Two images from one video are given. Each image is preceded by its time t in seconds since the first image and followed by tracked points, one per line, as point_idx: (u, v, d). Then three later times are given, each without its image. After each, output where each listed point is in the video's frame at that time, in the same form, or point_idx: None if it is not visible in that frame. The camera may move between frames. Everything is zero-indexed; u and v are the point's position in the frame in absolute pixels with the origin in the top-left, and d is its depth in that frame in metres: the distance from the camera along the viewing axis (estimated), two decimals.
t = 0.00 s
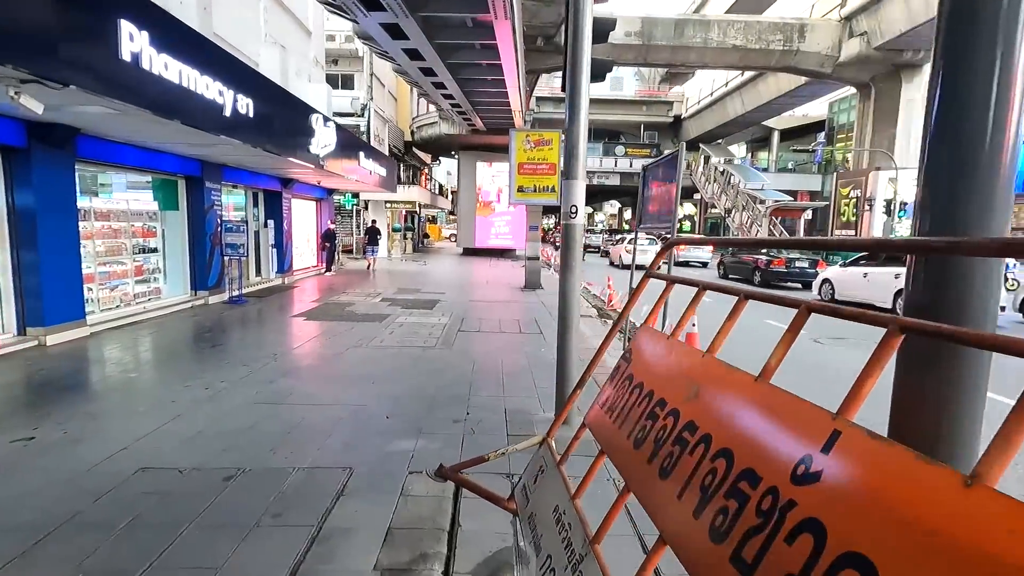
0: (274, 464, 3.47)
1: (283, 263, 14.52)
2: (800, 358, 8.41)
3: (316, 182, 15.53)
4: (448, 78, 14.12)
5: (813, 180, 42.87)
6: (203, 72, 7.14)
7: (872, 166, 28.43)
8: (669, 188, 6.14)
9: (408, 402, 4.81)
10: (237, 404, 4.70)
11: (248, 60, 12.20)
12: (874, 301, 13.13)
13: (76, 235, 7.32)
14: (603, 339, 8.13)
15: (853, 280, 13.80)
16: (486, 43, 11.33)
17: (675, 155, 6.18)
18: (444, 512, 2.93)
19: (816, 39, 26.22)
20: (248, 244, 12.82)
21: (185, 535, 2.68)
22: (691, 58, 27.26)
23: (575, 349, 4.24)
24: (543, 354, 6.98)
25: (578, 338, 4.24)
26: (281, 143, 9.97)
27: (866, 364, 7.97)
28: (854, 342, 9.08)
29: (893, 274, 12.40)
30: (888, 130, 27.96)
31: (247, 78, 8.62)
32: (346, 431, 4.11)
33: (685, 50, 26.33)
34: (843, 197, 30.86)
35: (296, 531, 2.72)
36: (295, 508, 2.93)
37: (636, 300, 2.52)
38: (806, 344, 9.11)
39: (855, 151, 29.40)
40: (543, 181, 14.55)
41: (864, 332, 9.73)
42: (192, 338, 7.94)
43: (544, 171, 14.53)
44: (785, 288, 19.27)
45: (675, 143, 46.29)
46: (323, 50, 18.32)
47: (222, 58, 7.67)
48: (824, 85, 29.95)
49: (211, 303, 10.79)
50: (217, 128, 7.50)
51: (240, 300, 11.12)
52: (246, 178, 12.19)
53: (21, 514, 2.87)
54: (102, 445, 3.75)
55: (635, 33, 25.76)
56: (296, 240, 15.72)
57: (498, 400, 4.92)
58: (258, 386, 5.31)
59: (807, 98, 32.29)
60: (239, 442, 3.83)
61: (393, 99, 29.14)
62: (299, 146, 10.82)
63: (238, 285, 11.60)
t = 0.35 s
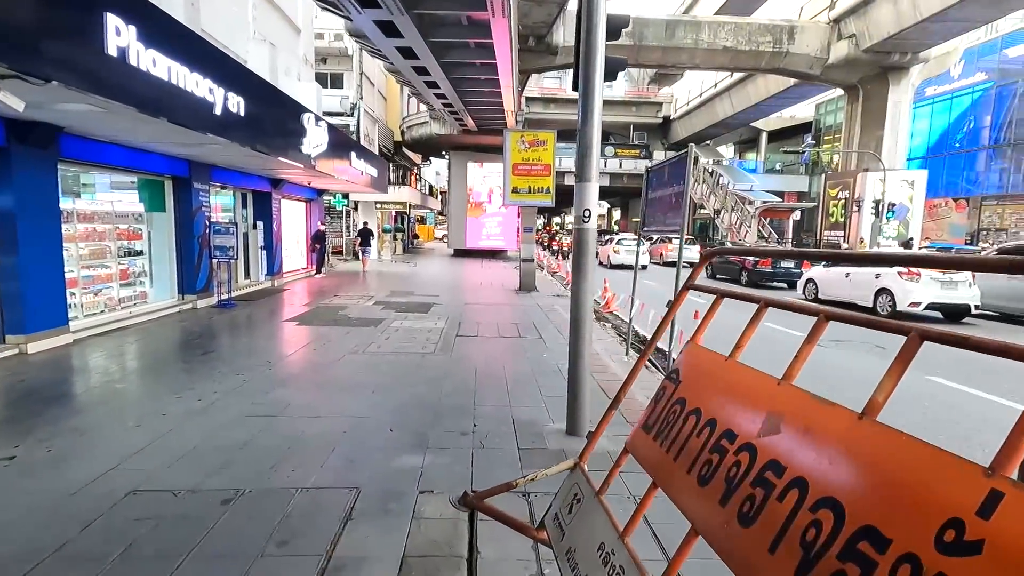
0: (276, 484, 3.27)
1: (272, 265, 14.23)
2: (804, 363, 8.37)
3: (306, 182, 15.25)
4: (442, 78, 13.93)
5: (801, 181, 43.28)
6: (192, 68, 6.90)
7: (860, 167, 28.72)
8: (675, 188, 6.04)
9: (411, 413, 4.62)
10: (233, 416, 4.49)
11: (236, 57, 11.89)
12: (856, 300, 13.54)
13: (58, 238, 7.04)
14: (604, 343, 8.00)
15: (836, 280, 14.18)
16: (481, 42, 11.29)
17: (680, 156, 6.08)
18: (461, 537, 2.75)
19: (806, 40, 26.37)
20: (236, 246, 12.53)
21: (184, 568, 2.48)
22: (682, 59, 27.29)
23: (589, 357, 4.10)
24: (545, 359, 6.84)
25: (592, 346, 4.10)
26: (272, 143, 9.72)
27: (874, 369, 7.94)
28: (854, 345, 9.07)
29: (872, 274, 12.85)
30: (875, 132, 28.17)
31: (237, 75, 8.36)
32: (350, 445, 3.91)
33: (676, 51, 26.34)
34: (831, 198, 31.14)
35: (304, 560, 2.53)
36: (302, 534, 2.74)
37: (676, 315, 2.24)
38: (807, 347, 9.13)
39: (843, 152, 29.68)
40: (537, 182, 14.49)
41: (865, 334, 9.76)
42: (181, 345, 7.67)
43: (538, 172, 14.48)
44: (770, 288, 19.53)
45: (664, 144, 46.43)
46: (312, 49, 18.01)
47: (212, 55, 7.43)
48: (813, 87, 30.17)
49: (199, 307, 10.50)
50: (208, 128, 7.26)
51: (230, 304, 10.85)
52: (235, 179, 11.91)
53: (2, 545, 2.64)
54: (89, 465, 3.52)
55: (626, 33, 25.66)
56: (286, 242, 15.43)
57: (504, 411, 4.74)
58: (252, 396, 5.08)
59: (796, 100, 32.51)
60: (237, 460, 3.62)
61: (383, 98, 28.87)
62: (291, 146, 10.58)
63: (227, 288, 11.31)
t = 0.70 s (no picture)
0: (259, 504, 3.00)
1: (253, 264, 13.82)
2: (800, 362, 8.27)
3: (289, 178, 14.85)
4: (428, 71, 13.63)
5: (784, 180, 43.74)
6: (167, 56, 6.55)
7: (843, 167, 29.08)
8: (675, 185, 5.84)
9: (404, 420, 4.37)
10: (214, 426, 4.20)
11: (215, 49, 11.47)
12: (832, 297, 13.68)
13: (25, 236, 6.64)
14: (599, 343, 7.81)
15: (813, 277, 14.49)
16: (468, 34, 11.02)
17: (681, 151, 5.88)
18: (464, 564, 2.50)
19: (790, 40, 26.50)
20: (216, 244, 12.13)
21: None
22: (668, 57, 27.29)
23: (593, 360, 3.89)
24: (541, 361, 6.63)
25: (596, 348, 3.89)
26: (254, 138, 9.37)
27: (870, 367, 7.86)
28: (849, 344, 9.01)
29: (848, 270, 12.94)
30: (859, 132, 28.42)
31: (216, 65, 8.02)
32: (341, 457, 3.66)
33: (663, 49, 26.25)
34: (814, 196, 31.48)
35: None
36: (290, 562, 2.49)
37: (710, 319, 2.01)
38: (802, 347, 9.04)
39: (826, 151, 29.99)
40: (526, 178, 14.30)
41: (857, 333, 9.70)
42: (157, 348, 7.30)
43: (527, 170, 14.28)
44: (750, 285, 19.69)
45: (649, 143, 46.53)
46: (294, 41, 17.54)
47: (188, 42, 7.05)
48: (796, 86, 30.38)
49: (177, 308, 10.10)
50: (184, 119, 6.90)
51: (209, 305, 10.47)
52: (215, 175, 11.51)
53: None
54: (51, 485, 3.20)
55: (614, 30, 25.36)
56: (268, 240, 15.04)
57: (502, 417, 4.52)
58: (234, 403, 4.78)
59: (779, 99, 32.73)
60: (217, 477, 3.33)
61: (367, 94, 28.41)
62: (273, 141, 10.22)
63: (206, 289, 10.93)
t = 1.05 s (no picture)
0: (224, 545, 2.64)
1: (225, 266, 13.24)
2: (792, 365, 8.12)
3: (262, 177, 14.27)
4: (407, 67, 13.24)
5: (761, 181, 44.31)
6: (126, 43, 6.08)
7: (820, 168, 29.40)
8: (671, 184, 5.58)
9: (387, 439, 4.02)
10: (173, 450, 3.78)
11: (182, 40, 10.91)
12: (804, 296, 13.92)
13: None
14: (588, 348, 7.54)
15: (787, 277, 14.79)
16: (450, 29, 11.24)
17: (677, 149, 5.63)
18: None
19: (769, 41, 26.68)
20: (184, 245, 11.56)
21: None
22: (649, 57, 27.24)
23: (592, 373, 3.60)
24: (530, 369, 6.32)
25: (596, 360, 3.61)
26: (225, 134, 8.92)
27: (863, 370, 7.74)
28: (838, 346, 8.94)
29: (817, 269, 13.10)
30: (835, 133, 28.79)
31: (182, 55, 7.55)
32: (317, 485, 3.30)
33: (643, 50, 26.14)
34: (792, 197, 31.79)
35: None
36: None
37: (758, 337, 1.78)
38: (792, 349, 8.92)
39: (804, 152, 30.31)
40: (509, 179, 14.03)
41: (846, 334, 9.63)
42: (118, 358, 6.79)
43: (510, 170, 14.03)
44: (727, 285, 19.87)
45: (628, 143, 46.63)
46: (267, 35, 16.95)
47: (152, 29, 6.59)
48: (774, 88, 30.65)
49: (142, 313, 9.54)
50: (147, 112, 6.44)
51: (177, 310, 9.93)
52: (183, 173, 10.97)
53: None
54: None
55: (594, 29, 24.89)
56: (240, 241, 14.46)
57: (492, 432, 4.20)
58: (199, 421, 4.38)
59: (757, 100, 32.99)
60: (175, 511, 2.95)
61: (344, 91, 27.76)
62: (245, 137, 9.75)
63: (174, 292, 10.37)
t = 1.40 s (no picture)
0: None
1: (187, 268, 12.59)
2: (776, 366, 8.02)
3: (227, 174, 13.65)
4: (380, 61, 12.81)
5: (732, 183, 44.95)
6: (70, 24, 5.57)
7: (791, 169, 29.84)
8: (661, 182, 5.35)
9: (361, 458, 3.67)
10: (119, 476, 3.36)
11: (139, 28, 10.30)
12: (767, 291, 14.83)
13: None
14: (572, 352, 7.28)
15: (752, 274, 15.40)
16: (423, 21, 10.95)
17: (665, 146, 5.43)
18: None
19: (740, 44, 26.95)
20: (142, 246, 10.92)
21: None
22: (623, 58, 27.23)
23: (588, 385, 3.32)
24: (513, 374, 6.02)
25: (591, 370, 3.34)
26: (184, 127, 8.39)
27: (848, 370, 7.67)
28: (821, 346, 8.90)
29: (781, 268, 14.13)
30: (805, 135, 29.28)
31: (136, 40, 7.02)
32: (284, 514, 2.94)
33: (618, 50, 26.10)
34: (764, 198, 32.23)
35: None
36: None
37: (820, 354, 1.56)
38: (775, 350, 8.84)
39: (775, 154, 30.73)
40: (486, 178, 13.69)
41: (825, 334, 9.61)
42: (65, 368, 6.24)
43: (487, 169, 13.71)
44: (696, 283, 20.11)
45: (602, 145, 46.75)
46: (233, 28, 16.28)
47: (100, 10, 6.08)
48: (745, 90, 31.03)
49: (94, 319, 8.92)
50: (95, 101, 5.93)
51: (134, 315, 9.32)
52: (140, 169, 10.35)
53: None
54: None
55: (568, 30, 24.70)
56: (204, 242, 13.80)
57: (477, 447, 3.89)
58: (152, 439, 3.96)
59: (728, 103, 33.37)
60: (116, 551, 2.56)
61: (314, 88, 27.01)
62: (207, 132, 9.22)
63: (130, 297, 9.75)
